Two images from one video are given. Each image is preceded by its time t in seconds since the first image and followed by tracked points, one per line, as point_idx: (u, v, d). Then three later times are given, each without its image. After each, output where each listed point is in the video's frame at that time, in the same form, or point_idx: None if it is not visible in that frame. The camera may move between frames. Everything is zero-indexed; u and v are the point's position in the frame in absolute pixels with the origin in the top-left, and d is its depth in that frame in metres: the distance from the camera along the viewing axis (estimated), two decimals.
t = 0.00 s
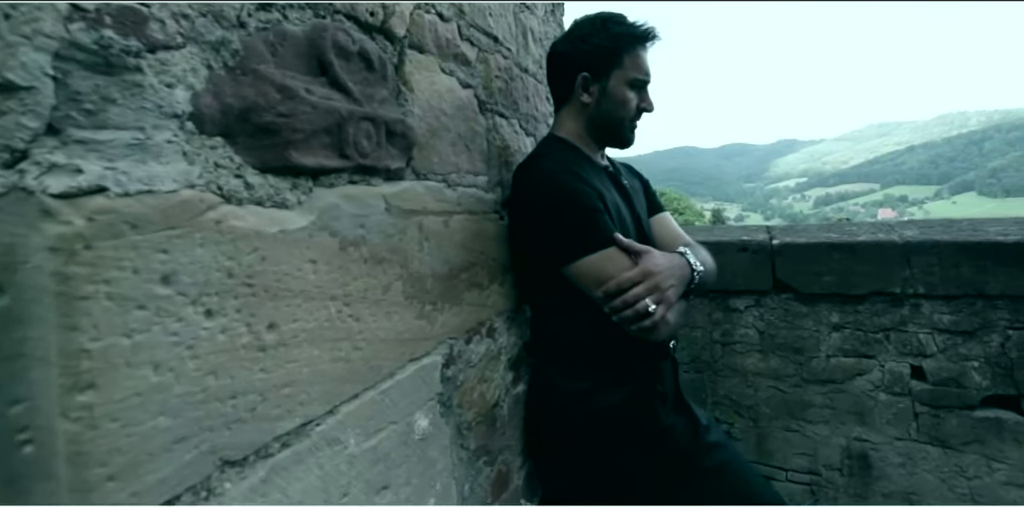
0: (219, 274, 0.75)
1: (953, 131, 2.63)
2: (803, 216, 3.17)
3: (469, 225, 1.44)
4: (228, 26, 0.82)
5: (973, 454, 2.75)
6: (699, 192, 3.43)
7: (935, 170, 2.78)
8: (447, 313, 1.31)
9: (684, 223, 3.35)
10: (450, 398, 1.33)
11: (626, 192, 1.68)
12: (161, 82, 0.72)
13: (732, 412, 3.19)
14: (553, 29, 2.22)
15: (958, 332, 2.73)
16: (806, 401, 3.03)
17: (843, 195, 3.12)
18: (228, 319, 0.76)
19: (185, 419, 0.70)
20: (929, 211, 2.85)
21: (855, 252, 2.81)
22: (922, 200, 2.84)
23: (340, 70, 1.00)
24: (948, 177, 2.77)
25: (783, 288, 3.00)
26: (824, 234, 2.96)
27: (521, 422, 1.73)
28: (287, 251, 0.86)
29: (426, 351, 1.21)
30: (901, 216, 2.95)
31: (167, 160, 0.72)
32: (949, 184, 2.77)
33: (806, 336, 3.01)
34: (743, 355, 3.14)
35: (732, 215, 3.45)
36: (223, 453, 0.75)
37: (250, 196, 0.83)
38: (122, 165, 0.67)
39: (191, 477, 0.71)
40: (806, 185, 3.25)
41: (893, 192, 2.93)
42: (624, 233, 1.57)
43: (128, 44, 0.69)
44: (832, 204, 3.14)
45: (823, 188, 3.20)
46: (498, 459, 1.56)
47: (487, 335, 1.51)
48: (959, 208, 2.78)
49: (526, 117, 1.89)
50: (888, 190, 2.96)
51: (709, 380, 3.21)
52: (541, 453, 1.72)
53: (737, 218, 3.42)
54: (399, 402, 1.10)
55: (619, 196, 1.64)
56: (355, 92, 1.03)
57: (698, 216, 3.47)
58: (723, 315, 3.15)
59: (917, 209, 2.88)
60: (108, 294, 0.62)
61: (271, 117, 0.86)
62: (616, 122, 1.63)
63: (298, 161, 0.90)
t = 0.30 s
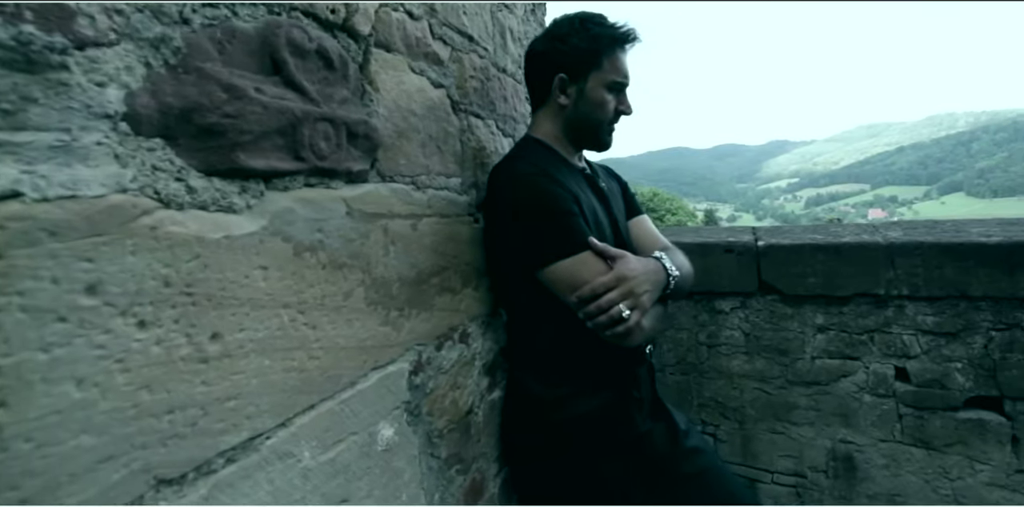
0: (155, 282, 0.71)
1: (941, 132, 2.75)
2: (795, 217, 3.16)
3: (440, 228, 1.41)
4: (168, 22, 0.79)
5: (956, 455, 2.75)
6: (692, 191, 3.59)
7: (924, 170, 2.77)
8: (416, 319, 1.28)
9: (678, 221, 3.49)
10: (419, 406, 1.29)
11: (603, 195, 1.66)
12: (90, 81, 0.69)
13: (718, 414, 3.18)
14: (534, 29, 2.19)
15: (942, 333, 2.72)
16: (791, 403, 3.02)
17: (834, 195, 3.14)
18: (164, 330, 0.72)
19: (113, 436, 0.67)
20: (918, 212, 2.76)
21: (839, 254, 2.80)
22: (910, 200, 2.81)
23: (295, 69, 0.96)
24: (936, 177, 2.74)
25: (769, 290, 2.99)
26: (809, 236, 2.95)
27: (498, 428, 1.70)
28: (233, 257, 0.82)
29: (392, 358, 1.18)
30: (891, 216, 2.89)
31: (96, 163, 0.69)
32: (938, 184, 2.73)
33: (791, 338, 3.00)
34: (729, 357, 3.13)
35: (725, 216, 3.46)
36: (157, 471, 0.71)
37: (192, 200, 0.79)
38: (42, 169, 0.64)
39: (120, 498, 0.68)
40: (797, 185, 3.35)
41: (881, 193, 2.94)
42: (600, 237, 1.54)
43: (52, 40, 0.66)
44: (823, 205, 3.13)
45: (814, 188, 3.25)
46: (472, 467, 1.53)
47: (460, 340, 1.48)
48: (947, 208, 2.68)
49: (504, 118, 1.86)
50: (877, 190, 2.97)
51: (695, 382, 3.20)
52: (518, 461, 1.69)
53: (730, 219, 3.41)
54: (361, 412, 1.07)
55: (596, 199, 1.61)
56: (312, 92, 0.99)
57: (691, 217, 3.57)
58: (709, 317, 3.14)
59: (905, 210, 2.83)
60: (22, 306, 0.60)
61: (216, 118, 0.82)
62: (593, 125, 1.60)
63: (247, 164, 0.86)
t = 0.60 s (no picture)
0: (96, 286, 0.69)
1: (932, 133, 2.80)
2: (788, 218, 3.15)
3: (416, 229, 1.38)
4: (115, 15, 0.76)
5: (942, 456, 2.75)
6: (686, 192, 3.57)
7: (915, 171, 2.80)
8: (388, 322, 1.25)
9: (673, 221, 3.45)
10: (391, 411, 1.26)
11: (584, 195, 1.63)
12: (26, 76, 0.66)
13: (706, 415, 3.17)
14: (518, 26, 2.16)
15: (928, 334, 2.72)
16: (779, 405, 3.01)
17: (827, 196, 3.17)
18: (106, 336, 0.70)
19: (46, 448, 0.64)
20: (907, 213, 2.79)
21: (826, 254, 2.79)
22: (901, 201, 2.85)
23: (255, 65, 0.93)
24: (928, 178, 2.76)
25: (757, 290, 2.98)
26: (797, 236, 2.94)
27: (478, 432, 1.67)
28: (185, 260, 0.79)
29: (361, 363, 1.15)
30: (883, 216, 2.93)
31: (31, 161, 0.66)
32: (929, 185, 2.75)
33: (779, 339, 2.99)
34: (717, 358, 3.11)
35: (719, 217, 3.40)
36: (96, 484, 0.69)
37: (141, 201, 0.76)
38: None
39: None
40: (791, 186, 3.38)
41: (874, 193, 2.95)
42: (580, 238, 1.52)
43: None
44: (816, 207, 3.12)
45: (808, 189, 3.27)
46: (450, 473, 1.50)
47: (437, 343, 1.45)
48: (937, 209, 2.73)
49: (485, 117, 1.83)
50: (869, 191, 2.99)
51: (683, 383, 3.19)
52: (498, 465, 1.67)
53: (725, 219, 3.37)
54: (327, 418, 1.04)
55: (576, 200, 1.59)
56: (274, 88, 0.96)
57: (684, 218, 3.51)
58: (697, 317, 3.13)
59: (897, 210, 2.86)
60: None
61: (167, 115, 0.79)
62: (578, 120, 1.58)
63: (201, 162, 0.83)
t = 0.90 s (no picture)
0: (30, 292, 0.66)
1: (924, 134, 2.82)
2: (781, 218, 3.16)
3: (390, 230, 1.35)
4: (56, 8, 0.72)
5: (928, 456, 2.75)
6: (680, 193, 3.59)
7: (906, 172, 2.81)
8: (359, 325, 1.21)
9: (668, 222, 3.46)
10: (362, 417, 1.23)
11: (563, 195, 1.61)
12: None
13: (694, 416, 3.15)
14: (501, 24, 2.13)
15: (914, 335, 2.71)
16: (766, 405, 3.00)
17: (820, 196, 3.14)
18: (41, 344, 0.67)
19: None
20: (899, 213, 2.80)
21: (813, 255, 2.78)
22: (893, 201, 2.83)
23: (212, 61, 0.90)
24: (918, 179, 2.76)
25: (744, 291, 2.97)
26: (784, 236, 2.94)
27: (456, 436, 1.65)
28: (132, 264, 0.76)
29: (329, 368, 1.12)
30: (875, 216, 2.93)
31: None
32: (920, 185, 2.73)
33: (766, 340, 2.98)
34: (705, 359, 3.10)
35: (713, 216, 3.40)
36: (32, 498, 0.67)
37: (84, 202, 0.74)
38: None
39: None
40: (785, 187, 3.34)
41: (864, 194, 2.96)
42: (559, 238, 1.50)
43: None
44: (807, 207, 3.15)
45: (802, 189, 3.25)
46: (426, 478, 1.48)
47: (412, 347, 1.42)
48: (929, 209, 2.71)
49: (466, 116, 1.80)
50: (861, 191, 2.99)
51: (671, 384, 3.18)
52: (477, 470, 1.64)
53: (718, 219, 3.37)
54: (292, 426, 1.01)
55: (555, 199, 1.57)
56: (233, 85, 0.93)
57: (678, 218, 3.50)
58: (685, 318, 3.11)
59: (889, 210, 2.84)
60: None
61: (112, 112, 0.76)
62: (559, 112, 1.58)
63: (150, 162, 0.80)
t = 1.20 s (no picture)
0: None
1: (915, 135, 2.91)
2: (776, 219, 3.15)
3: (369, 233, 1.32)
4: (7, 6, 0.70)
5: (918, 458, 2.74)
6: (676, 193, 3.56)
7: (900, 173, 2.88)
8: (336, 331, 1.19)
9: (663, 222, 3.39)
10: (339, 425, 1.21)
11: (548, 196, 1.59)
12: None
13: (685, 419, 3.14)
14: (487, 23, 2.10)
15: (904, 336, 2.71)
16: (757, 407, 2.99)
17: (814, 196, 3.16)
18: None
19: None
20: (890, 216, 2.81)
21: (804, 256, 2.78)
22: (887, 202, 2.88)
23: (177, 62, 0.87)
24: (911, 180, 2.83)
25: (735, 293, 2.96)
26: (774, 238, 2.93)
27: (440, 441, 1.63)
28: (89, 271, 0.74)
29: (303, 376, 1.09)
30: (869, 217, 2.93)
31: None
32: (914, 186, 2.79)
33: (757, 342, 2.97)
34: (696, 361, 3.09)
35: (708, 217, 3.39)
36: None
37: (37, 207, 0.71)
38: None
39: None
40: (779, 186, 3.36)
41: (863, 194, 2.99)
42: (543, 239, 1.48)
43: None
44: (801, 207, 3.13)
45: (797, 189, 3.26)
46: (407, 485, 1.46)
47: (393, 352, 1.40)
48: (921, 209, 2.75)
49: (450, 117, 1.78)
50: (855, 192, 3.02)
51: (662, 386, 3.16)
52: (461, 475, 1.62)
53: (714, 220, 3.38)
54: (263, 435, 1.00)
55: (539, 201, 1.55)
56: (200, 85, 0.90)
57: (674, 219, 3.41)
58: (676, 320, 3.10)
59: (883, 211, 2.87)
60: None
61: (68, 114, 0.73)
62: (541, 108, 1.57)
63: (110, 165, 0.78)
